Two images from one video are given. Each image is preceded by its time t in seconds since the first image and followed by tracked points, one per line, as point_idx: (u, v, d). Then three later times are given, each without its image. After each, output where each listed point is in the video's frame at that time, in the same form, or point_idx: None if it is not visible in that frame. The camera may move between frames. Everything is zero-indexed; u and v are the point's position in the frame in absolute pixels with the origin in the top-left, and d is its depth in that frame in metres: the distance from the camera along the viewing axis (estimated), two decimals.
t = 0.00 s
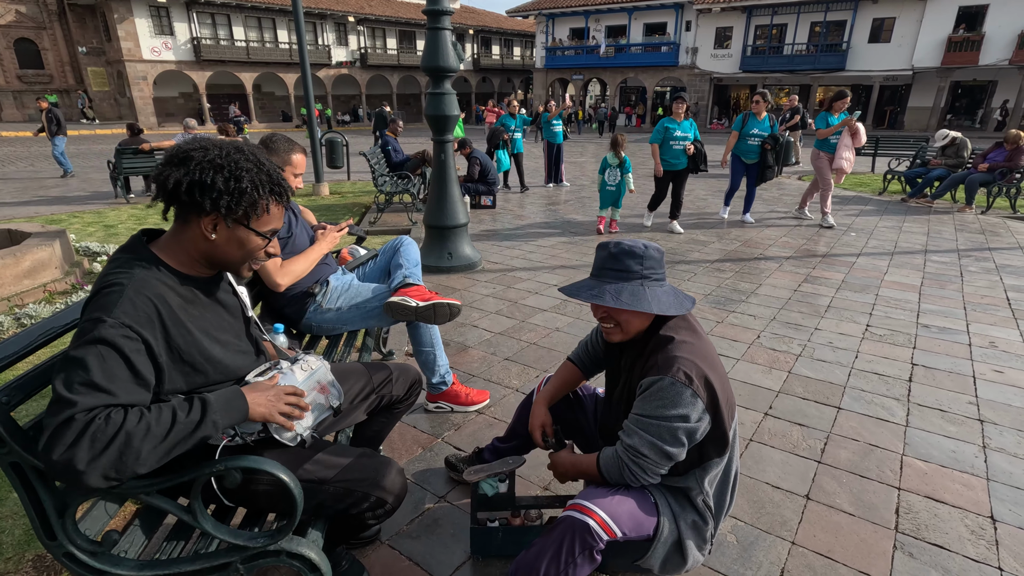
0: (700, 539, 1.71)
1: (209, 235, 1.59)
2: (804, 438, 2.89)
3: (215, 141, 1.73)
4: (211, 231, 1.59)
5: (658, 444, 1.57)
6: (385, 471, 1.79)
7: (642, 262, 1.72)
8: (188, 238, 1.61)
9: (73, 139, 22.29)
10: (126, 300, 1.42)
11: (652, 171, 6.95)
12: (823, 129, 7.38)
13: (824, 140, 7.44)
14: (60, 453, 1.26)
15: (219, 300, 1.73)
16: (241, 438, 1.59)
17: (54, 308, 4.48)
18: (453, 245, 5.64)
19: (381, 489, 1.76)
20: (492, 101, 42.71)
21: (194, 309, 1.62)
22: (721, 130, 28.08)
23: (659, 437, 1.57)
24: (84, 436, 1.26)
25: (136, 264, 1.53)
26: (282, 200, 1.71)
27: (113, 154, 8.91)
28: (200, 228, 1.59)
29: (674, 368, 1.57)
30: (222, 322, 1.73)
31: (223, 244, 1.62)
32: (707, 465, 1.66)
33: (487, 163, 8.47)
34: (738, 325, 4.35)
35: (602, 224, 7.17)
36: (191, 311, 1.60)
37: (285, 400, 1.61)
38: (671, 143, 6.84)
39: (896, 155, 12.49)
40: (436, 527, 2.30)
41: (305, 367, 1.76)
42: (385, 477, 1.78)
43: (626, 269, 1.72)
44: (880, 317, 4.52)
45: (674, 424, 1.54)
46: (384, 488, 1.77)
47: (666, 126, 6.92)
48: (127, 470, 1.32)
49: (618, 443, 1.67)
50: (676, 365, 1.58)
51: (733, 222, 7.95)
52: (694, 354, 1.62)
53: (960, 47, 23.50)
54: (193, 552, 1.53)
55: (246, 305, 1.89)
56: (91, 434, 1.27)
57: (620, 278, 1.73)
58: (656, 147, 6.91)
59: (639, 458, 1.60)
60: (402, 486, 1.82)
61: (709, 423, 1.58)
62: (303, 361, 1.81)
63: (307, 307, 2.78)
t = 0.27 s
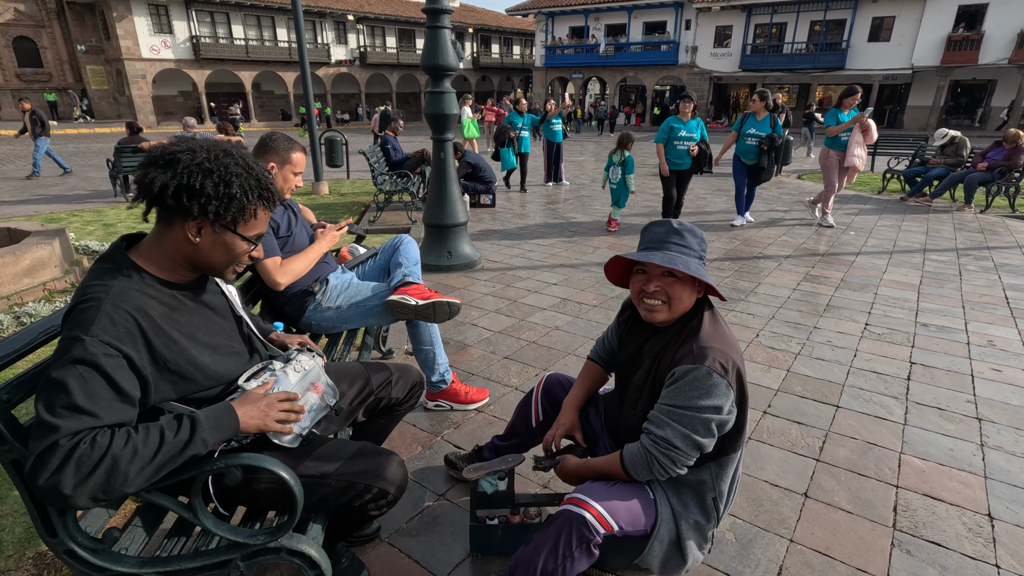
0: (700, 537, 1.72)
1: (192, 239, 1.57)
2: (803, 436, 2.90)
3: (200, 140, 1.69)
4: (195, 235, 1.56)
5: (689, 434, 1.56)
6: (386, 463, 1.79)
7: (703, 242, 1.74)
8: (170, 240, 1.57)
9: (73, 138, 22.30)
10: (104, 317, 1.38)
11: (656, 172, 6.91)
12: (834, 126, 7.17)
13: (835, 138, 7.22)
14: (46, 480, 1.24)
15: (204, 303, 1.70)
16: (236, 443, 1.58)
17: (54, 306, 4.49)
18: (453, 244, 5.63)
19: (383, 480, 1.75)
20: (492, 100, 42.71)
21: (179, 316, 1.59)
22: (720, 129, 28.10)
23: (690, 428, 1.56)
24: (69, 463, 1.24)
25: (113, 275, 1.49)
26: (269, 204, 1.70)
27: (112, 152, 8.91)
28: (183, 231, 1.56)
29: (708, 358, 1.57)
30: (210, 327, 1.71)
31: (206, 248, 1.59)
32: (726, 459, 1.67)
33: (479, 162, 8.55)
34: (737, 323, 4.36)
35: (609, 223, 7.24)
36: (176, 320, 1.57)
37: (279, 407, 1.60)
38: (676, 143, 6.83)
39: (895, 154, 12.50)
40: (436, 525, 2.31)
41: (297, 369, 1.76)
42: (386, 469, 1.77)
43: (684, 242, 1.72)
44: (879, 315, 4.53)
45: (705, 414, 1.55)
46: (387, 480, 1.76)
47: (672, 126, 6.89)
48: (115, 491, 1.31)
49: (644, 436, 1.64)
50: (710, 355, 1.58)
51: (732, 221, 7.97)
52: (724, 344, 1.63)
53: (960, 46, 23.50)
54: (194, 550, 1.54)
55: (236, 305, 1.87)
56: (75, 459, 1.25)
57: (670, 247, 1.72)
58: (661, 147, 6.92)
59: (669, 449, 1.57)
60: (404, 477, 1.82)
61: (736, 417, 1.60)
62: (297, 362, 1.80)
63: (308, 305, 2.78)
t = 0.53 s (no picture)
0: (701, 535, 1.73)
1: (211, 246, 1.57)
2: (802, 434, 2.91)
3: (209, 141, 1.66)
4: (214, 241, 1.57)
5: (697, 430, 1.56)
6: (382, 469, 1.79)
7: (719, 242, 1.76)
8: (182, 245, 1.55)
9: (72, 136, 22.28)
10: (104, 320, 1.36)
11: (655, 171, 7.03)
12: (843, 124, 6.93)
13: (844, 137, 7.00)
14: (72, 485, 1.25)
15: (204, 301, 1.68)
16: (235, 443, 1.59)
17: (54, 304, 4.49)
18: (452, 242, 5.64)
19: (378, 488, 1.76)
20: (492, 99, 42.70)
21: (177, 316, 1.56)
22: (720, 128, 28.08)
23: (699, 425, 1.57)
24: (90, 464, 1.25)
25: (106, 277, 1.46)
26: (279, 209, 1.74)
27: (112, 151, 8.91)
28: (201, 238, 1.55)
29: (722, 356, 1.58)
30: (210, 324, 1.69)
31: (223, 255, 1.60)
32: (732, 458, 1.68)
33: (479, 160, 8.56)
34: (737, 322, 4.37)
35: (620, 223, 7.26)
36: (175, 319, 1.55)
37: (299, 392, 1.63)
38: (679, 145, 6.81)
39: (895, 152, 12.51)
40: (436, 523, 2.31)
41: (297, 368, 1.77)
42: (382, 475, 1.78)
43: (703, 241, 1.73)
44: (879, 314, 4.54)
45: (715, 413, 1.55)
46: (382, 487, 1.77)
47: (675, 128, 6.87)
48: (139, 490, 1.32)
49: (651, 430, 1.64)
50: (723, 354, 1.58)
51: (732, 220, 7.97)
52: (736, 343, 1.64)
53: (960, 44, 23.48)
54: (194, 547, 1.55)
55: (234, 302, 1.85)
56: (99, 461, 1.26)
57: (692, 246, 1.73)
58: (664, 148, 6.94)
59: (675, 444, 1.58)
60: (399, 484, 1.82)
61: (744, 416, 1.61)
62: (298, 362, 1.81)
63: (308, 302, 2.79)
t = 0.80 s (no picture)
0: (708, 533, 1.74)
1: (214, 238, 1.56)
2: (802, 432, 2.92)
3: (210, 137, 1.66)
4: (218, 233, 1.56)
5: (707, 429, 1.56)
6: (387, 463, 1.81)
7: (704, 242, 1.71)
8: (187, 238, 1.54)
9: (71, 134, 22.26)
10: (131, 306, 1.38)
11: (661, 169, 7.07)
12: (859, 125, 6.82)
13: (859, 138, 6.84)
14: (198, 443, 1.37)
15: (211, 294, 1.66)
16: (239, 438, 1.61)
17: (55, 302, 4.49)
18: (453, 241, 5.64)
19: (384, 480, 1.78)
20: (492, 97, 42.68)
21: (187, 308, 1.55)
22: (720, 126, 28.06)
23: (709, 422, 1.56)
24: (170, 422, 1.34)
25: (112, 269, 1.44)
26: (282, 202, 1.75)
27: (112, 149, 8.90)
28: (205, 229, 1.54)
29: (732, 355, 1.57)
30: (216, 319, 1.66)
31: (225, 248, 1.59)
32: (740, 457, 1.68)
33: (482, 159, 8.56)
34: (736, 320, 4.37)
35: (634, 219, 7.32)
36: (186, 309, 1.54)
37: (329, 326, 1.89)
38: (682, 142, 6.80)
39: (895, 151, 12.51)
40: (436, 520, 2.32)
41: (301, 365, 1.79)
42: (387, 468, 1.80)
43: (690, 245, 1.72)
44: (879, 313, 4.54)
45: (724, 410, 1.55)
46: (387, 480, 1.79)
47: (677, 125, 6.84)
48: (251, 434, 1.49)
49: (661, 428, 1.63)
50: (732, 354, 1.58)
51: (733, 219, 7.97)
52: (744, 342, 1.63)
53: (960, 43, 23.45)
54: (196, 544, 1.56)
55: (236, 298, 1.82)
56: (208, 414, 1.39)
57: (684, 258, 1.72)
58: (667, 146, 6.91)
59: (686, 442, 1.58)
60: (404, 477, 1.84)
61: (752, 414, 1.62)
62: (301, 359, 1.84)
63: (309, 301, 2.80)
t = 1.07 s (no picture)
0: (719, 530, 1.73)
1: (218, 228, 1.55)
2: (804, 429, 2.91)
3: (216, 129, 1.67)
4: (221, 223, 1.55)
5: (716, 426, 1.54)
6: (389, 458, 1.80)
7: (694, 245, 1.69)
8: (191, 228, 1.54)
9: (71, 132, 22.21)
10: (141, 288, 1.37)
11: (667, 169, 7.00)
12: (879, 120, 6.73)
13: (879, 133, 6.77)
14: (251, 405, 1.43)
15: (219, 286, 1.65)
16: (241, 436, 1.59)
17: (55, 299, 4.48)
18: (453, 239, 5.62)
19: (386, 475, 1.78)
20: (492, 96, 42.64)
21: (196, 294, 1.54)
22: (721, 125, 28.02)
23: (717, 419, 1.55)
24: (215, 387, 1.37)
25: (119, 258, 1.43)
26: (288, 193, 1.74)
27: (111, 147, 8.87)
28: (209, 219, 1.54)
29: (737, 351, 1.56)
30: (226, 311, 1.65)
31: (230, 237, 1.58)
32: (748, 453, 1.67)
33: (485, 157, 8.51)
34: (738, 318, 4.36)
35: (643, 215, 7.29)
36: (195, 294, 1.53)
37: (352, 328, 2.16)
38: (688, 140, 6.76)
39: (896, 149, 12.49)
40: (438, 517, 2.31)
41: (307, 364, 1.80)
42: (390, 464, 1.79)
43: (677, 246, 1.71)
44: (880, 310, 4.53)
45: (729, 406, 1.54)
46: (390, 475, 1.79)
47: (684, 123, 6.77)
48: (299, 406, 1.56)
49: (669, 426, 1.61)
50: (737, 349, 1.57)
51: (733, 217, 7.95)
52: (748, 338, 1.62)
53: (961, 41, 23.41)
54: (198, 539, 1.55)
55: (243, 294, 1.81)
56: (253, 380, 1.44)
57: (670, 260, 1.71)
58: (673, 145, 6.84)
59: (694, 440, 1.56)
60: (407, 472, 1.84)
61: (759, 409, 1.61)
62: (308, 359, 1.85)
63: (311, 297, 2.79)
